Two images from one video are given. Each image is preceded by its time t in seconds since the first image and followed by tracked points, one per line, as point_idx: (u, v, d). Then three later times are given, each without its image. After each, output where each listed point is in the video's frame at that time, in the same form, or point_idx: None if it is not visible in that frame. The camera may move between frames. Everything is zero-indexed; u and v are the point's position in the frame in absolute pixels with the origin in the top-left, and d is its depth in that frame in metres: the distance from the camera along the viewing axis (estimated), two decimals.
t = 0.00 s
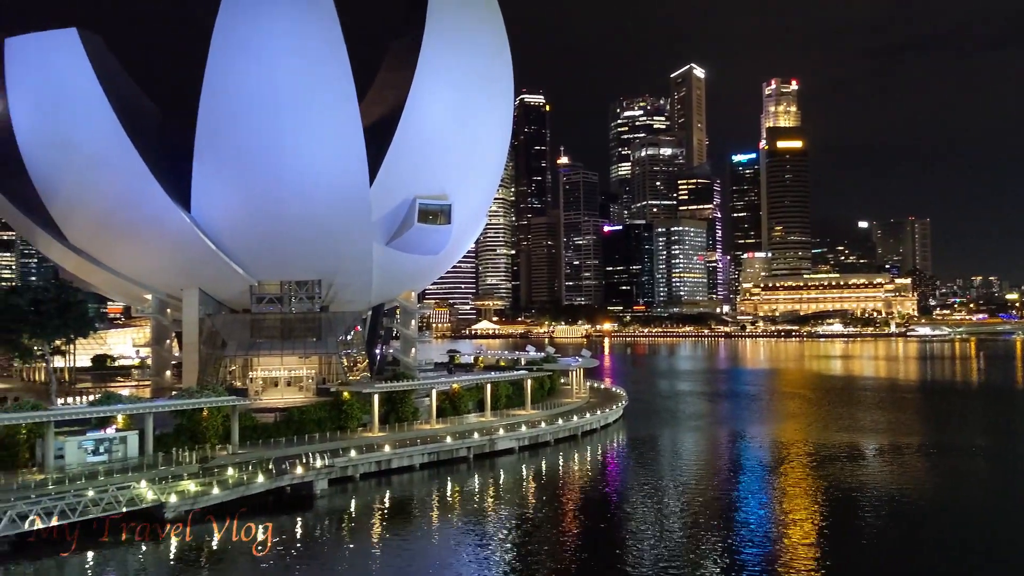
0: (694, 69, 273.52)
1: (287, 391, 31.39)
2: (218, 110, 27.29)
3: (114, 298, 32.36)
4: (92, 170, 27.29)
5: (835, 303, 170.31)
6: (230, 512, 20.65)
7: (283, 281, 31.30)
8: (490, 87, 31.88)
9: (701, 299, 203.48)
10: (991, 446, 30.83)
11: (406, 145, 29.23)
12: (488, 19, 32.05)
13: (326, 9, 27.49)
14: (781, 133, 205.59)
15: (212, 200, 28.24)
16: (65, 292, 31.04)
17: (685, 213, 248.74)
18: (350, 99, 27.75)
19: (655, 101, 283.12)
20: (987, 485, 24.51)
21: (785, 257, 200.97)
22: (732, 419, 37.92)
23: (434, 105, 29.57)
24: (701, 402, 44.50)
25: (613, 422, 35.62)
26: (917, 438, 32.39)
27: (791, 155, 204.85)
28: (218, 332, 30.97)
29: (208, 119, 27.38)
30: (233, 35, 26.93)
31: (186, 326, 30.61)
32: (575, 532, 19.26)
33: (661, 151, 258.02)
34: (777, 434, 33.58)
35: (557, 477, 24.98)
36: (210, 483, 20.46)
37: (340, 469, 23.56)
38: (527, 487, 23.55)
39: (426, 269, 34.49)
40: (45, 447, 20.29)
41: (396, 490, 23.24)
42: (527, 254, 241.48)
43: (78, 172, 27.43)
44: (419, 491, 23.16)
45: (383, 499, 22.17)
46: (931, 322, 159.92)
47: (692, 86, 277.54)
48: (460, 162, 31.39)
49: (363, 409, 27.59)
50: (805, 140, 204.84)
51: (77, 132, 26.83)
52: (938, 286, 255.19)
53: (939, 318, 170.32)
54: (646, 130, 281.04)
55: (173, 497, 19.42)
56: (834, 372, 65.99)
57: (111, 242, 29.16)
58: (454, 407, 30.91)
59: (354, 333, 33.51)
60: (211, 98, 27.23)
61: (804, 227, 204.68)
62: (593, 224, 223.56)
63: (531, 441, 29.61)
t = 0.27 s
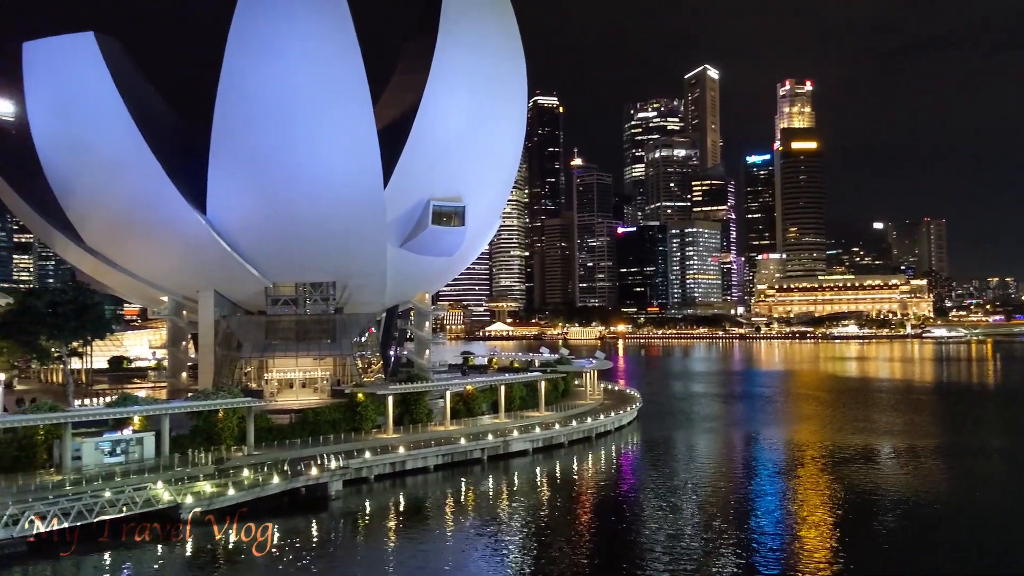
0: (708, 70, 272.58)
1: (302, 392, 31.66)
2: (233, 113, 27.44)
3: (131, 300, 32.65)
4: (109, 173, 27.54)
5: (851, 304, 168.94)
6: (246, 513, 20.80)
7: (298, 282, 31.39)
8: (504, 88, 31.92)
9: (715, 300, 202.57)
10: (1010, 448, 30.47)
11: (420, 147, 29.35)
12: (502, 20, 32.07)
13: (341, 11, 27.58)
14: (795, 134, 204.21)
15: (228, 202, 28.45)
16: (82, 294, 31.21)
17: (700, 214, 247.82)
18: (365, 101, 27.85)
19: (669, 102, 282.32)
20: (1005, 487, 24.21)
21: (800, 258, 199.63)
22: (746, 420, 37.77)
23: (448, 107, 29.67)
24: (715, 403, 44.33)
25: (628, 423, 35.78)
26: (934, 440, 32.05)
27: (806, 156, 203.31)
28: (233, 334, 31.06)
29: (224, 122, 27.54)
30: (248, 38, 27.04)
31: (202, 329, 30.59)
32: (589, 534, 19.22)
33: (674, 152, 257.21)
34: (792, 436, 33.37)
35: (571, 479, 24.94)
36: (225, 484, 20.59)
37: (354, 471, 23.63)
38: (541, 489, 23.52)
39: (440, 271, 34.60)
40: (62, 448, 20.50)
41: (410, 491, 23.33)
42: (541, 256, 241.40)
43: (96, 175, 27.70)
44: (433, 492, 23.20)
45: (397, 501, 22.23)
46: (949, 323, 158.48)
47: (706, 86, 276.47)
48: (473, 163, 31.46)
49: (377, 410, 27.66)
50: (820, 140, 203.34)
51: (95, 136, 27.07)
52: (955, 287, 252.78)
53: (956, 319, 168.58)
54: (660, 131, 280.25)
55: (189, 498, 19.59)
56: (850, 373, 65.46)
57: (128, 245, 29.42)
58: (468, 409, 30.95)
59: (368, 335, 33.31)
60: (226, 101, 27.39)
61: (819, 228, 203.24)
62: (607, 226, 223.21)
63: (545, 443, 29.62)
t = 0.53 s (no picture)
0: (720, 71, 271.77)
1: (315, 393, 31.75)
2: (247, 116, 27.63)
3: (146, 302, 32.91)
4: (125, 176, 27.76)
5: (864, 305, 167.69)
6: (260, 513, 20.94)
7: (312, 284, 31.55)
8: (517, 90, 31.97)
9: (729, 301, 201.75)
10: None
11: (432, 148, 29.45)
12: (515, 22, 32.12)
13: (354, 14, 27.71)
14: (808, 134, 202.91)
15: (242, 205, 28.63)
16: (97, 296, 31.30)
17: (713, 215, 247.00)
18: (377, 103, 27.95)
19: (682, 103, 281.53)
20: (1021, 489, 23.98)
21: (813, 259, 198.47)
22: (760, 422, 37.59)
23: (460, 109, 29.72)
24: (728, 405, 44.15)
25: (638, 425, 35.26)
26: (949, 442, 31.80)
27: (819, 156, 201.82)
28: (247, 335, 31.37)
29: (238, 125, 27.76)
30: (262, 41, 27.21)
31: (216, 330, 31.00)
32: (603, 535, 19.21)
33: (687, 153, 256.47)
34: (805, 437, 33.20)
35: (584, 480, 24.92)
36: (239, 485, 20.73)
37: (367, 471, 23.72)
38: (555, 491, 23.51)
39: (453, 272, 34.64)
40: (78, 448, 20.68)
41: (423, 492, 23.42)
42: (553, 257, 241.28)
43: (111, 178, 27.93)
44: (447, 493, 23.25)
45: (410, 501, 22.31)
46: (964, 325, 157.07)
47: (719, 87, 275.41)
48: (486, 165, 31.52)
49: (390, 412, 27.78)
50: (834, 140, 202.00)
51: (110, 138, 27.32)
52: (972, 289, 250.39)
53: (972, 321, 166.99)
54: (672, 132, 279.55)
55: (204, 498, 19.78)
56: (863, 375, 65.10)
57: (143, 246, 29.64)
58: (480, 410, 31.03)
59: (382, 337, 33.70)
60: (241, 104, 27.62)
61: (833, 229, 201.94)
62: (619, 227, 222.86)
63: (558, 444, 29.62)
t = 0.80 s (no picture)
0: (731, 70, 270.80)
1: (326, 393, 31.84)
2: (259, 116, 27.74)
3: (158, 302, 33.11)
4: (138, 177, 27.95)
5: (876, 305, 166.48)
6: (272, 513, 21.02)
7: (323, 285, 31.81)
8: (527, 91, 31.99)
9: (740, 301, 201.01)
10: None
11: (442, 149, 29.50)
12: (525, 23, 32.14)
13: (364, 16, 27.83)
14: (819, 134, 201.66)
15: (254, 205, 28.76)
16: (111, 296, 31.35)
17: (723, 215, 246.19)
18: (388, 103, 28.02)
19: (692, 103, 280.70)
20: None
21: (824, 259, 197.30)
22: (771, 422, 37.48)
23: (471, 110, 29.79)
24: (739, 405, 44.03)
25: (650, 426, 35.32)
26: (962, 442, 31.57)
27: (831, 156, 200.28)
28: (258, 336, 31.58)
29: (249, 126, 27.87)
30: (273, 42, 27.32)
31: (228, 330, 31.07)
32: (613, 536, 19.17)
33: (698, 153, 255.70)
34: (817, 438, 33.07)
35: (595, 481, 24.90)
36: (251, 484, 20.85)
37: (378, 471, 23.80)
38: (565, 491, 23.50)
39: (463, 272, 34.72)
40: (91, 448, 20.86)
41: (434, 492, 23.47)
42: (564, 258, 241.20)
43: (124, 179, 28.13)
44: (457, 494, 23.27)
45: (421, 501, 22.35)
46: (977, 325, 155.68)
47: (730, 86, 274.51)
48: (496, 166, 31.55)
49: (401, 412, 27.87)
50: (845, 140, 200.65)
51: (123, 140, 27.51)
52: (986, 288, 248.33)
53: (985, 321, 165.67)
54: (683, 132, 278.79)
55: (215, 498, 19.80)
56: (875, 375, 64.71)
57: (155, 247, 29.82)
58: (491, 411, 31.08)
59: (392, 337, 33.98)
60: (252, 106, 27.72)
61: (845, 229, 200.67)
62: (630, 228, 222.44)
63: (569, 445, 29.62)
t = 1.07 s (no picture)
0: (742, 70, 269.79)
1: (337, 393, 32.06)
2: (271, 116, 27.85)
3: (171, 302, 33.33)
4: (150, 178, 28.12)
5: (887, 306, 165.35)
6: (284, 512, 21.13)
7: (334, 285, 31.85)
8: (538, 90, 31.99)
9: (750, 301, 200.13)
10: None
11: (453, 149, 29.55)
12: (536, 22, 32.14)
13: (375, 16, 27.92)
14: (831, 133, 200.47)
15: (266, 206, 28.89)
16: (123, 297, 31.41)
17: (735, 215, 245.32)
18: (399, 103, 28.07)
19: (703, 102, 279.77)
20: None
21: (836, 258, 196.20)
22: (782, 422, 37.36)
23: (482, 109, 29.83)
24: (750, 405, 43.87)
25: (661, 426, 35.27)
26: (974, 443, 31.35)
27: (842, 156, 199.12)
28: (270, 336, 31.73)
29: (260, 127, 27.98)
30: (285, 43, 27.45)
31: (241, 330, 31.19)
32: (624, 536, 19.14)
33: (709, 153, 254.89)
34: (828, 438, 32.92)
35: (606, 481, 24.86)
36: (263, 484, 20.95)
37: (389, 471, 23.86)
38: (576, 491, 23.48)
39: (474, 272, 34.79)
40: (104, 448, 21.01)
41: (445, 492, 23.49)
42: (574, 258, 241.09)
43: (137, 180, 28.31)
44: (468, 494, 23.28)
45: (432, 501, 22.39)
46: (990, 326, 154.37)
47: (741, 86, 273.52)
48: (507, 166, 31.57)
49: (412, 411, 27.91)
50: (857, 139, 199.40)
51: (136, 141, 27.70)
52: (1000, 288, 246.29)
53: (997, 321, 164.26)
54: (694, 131, 277.99)
55: (228, 498, 19.91)
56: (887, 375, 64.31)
57: (168, 247, 29.98)
58: (502, 411, 31.09)
59: (403, 337, 33.84)
60: (263, 106, 27.83)
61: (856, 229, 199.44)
62: (640, 227, 221.99)
63: (580, 445, 29.60)
